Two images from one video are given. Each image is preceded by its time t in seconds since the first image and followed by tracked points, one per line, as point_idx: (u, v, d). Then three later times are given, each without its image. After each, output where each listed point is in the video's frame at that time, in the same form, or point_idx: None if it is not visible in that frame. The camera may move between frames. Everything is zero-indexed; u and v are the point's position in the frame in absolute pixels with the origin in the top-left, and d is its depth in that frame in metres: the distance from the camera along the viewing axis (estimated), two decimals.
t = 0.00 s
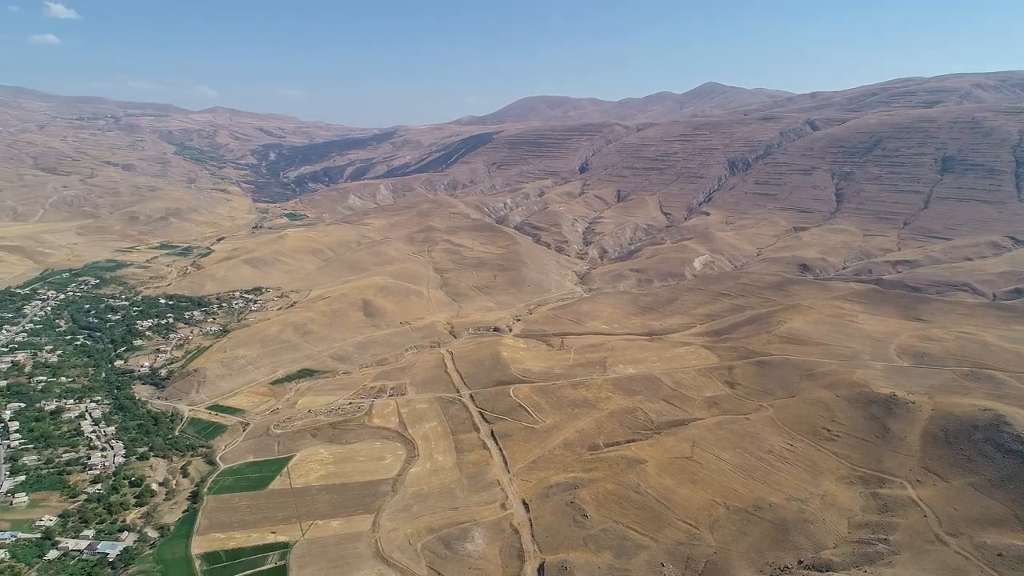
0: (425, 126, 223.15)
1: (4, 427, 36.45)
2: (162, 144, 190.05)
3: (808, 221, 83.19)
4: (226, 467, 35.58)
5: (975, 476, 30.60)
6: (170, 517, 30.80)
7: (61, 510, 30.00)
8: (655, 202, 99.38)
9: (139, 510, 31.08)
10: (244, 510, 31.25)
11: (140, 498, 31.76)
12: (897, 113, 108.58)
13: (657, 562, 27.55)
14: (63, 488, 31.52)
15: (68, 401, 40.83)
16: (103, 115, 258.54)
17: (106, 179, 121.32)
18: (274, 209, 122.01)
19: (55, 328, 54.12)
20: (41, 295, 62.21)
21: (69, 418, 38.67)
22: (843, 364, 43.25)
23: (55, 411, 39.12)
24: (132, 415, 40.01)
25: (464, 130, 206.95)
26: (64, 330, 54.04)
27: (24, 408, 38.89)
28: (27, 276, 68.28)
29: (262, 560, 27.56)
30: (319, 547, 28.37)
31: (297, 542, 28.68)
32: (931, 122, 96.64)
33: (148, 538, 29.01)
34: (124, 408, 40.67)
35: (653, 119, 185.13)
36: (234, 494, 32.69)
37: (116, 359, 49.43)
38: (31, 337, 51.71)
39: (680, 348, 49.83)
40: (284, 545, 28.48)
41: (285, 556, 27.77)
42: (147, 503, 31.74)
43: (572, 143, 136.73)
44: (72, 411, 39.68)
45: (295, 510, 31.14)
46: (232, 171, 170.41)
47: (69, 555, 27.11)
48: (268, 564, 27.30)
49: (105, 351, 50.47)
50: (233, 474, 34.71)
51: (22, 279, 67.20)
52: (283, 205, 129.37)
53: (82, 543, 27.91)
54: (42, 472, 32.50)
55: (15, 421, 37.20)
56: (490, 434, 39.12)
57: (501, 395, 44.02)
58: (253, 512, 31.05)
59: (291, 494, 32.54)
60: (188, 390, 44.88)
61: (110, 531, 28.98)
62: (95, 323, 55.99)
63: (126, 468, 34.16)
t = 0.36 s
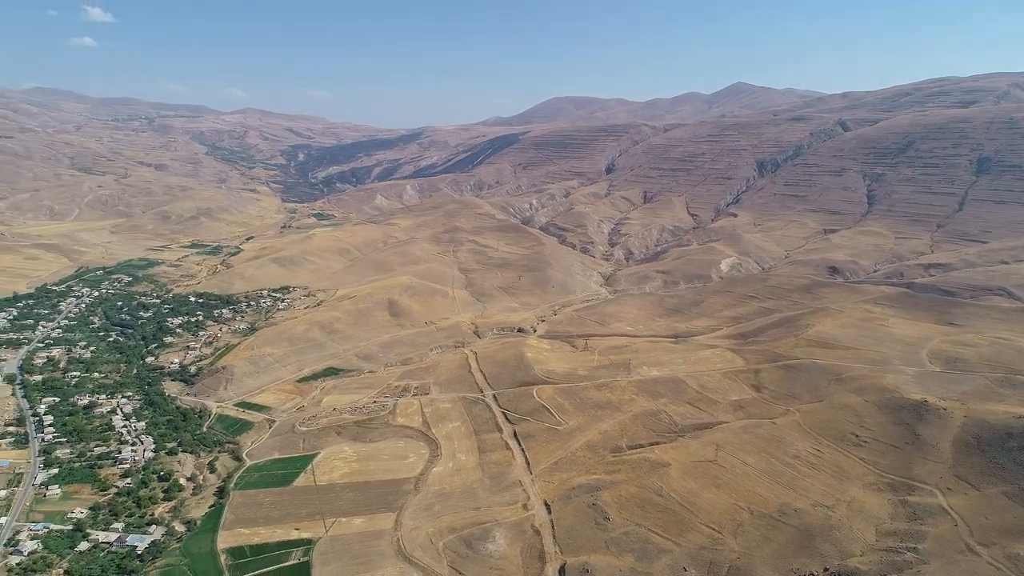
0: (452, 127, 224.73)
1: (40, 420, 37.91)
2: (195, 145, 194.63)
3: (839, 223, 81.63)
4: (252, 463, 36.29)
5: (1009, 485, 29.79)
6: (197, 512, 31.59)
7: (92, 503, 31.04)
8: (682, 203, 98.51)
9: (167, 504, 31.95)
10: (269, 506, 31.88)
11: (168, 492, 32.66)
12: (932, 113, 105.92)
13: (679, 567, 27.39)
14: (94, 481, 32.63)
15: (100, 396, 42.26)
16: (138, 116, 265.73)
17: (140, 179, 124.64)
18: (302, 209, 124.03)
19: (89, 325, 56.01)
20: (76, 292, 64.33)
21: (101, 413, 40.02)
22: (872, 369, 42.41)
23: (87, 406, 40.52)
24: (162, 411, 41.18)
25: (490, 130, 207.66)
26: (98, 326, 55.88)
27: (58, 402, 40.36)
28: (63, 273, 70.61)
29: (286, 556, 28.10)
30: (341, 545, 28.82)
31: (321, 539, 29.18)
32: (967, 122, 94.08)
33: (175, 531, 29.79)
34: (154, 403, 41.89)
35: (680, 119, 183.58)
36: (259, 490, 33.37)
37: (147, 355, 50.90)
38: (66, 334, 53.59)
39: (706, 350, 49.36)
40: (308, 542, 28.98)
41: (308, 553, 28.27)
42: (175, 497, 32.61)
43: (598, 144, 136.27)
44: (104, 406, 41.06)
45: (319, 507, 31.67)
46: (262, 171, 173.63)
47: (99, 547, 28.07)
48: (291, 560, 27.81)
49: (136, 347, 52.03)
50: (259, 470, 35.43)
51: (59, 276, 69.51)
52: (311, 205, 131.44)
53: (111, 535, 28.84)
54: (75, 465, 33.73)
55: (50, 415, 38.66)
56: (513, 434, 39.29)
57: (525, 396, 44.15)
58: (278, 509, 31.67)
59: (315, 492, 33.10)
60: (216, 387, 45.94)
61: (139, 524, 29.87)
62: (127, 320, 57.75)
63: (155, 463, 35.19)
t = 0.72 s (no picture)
0: (475, 128, 225.78)
1: (69, 415, 39.24)
2: (223, 146, 198.33)
3: (866, 225, 80.17)
4: (275, 460, 36.88)
5: None
6: (220, 508, 32.20)
7: (119, 497, 31.99)
8: (706, 204, 97.57)
9: (191, 500, 32.68)
10: (291, 503, 32.38)
11: (192, 488, 33.42)
12: (965, 113, 103.32)
13: (698, 571, 27.23)
14: (120, 476, 33.67)
15: (127, 392, 43.58)
16: (168, 117, 271.80)
17: (169, 179, 127.35)
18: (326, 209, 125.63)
19: (118, 322, 57.75)
20: (105, 290, 66.22)
21: (128, 409, 41.28)
22: (899, 373, 41.64)
23: (115, 402, 41.86)
24: (187, 407, 42.23)
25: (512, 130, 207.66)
26: (126, 324, 57.58)
27: (87, 398, 41.75)
28: (93, 271, 72.59)
29: (307, 552, 28.51)
30: (361, 542, 29.19)
31: (341, 536, 29.58)
32: (1000, 123, 91.69)
33: (199, 527, 30.40)
34: (179, 400, 43.01)
35: (705, 120, 181.90)
36: (281, 487, 33.88)
37: (173, 352, 52.20)
38: (95, 330, 55.32)
39: (729, 353, 48.89)
40: (328, 539, 29.39)
41: (328, 550, 28.67)
42: (199, 493, 33.36)
43: (621, 145, 135.61)
44: (131, 402, 42.33)
45: (340, 505, 32.11)
46: (287, 172, 176.19)
47: (124, 540, 28.86)
48: (312, 557, 28.21)
49: (163, 344, 53.43)
50: (282, 467, 35.98)
51: (89, 274, 71.47)
52: (335, 205, 133.05)
53: (137, 529, 29.62)
54: (103, 460, 34.86)
55: (79, 410, 39.99)
56: (533, 435, 39.40)
57: (545, 397, 44.20)
58: (299, 506, 32.14)
59: (336, 489, 33.54)
60: (241, 384, 46.81)
61: (164, 519, 30.61)
62: (155, 317, 59.35)
63: (180, 459, 36.12)
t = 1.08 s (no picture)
0: (501, 129, 226.38)
1: (100, 410, 40.53)
2: (253, 146, 202.06)
3: (898, 227, 78.43)
4: (299, 457, 37.51)
5: None
6: (245, 503, 32.91)
7: (147, 492, 32.94)
8: (733, 206, 96.42)
9: (217, 495, 33.47)
10: (314, 500, 32.95)
11: (218, 484, 34.23)
12: (1002, 112, 100.23)
13: None
14: (149, 470, 34.68)
15: (157, 388, 44.85)
16: (199, 118, 277.86)
17: (199, 179, 130.22)
18: (353, 209, 127.26)
19: (148, 319, 59.40)
20: (137, 288, 68.11)
21: (157, 405, 42.46)
22: (930, 378, 40.73)
23: (145, 398, 43.12)
24: (214, 404, 43.27)
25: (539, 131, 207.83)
26: (156, 321, 59.20)
27: (118, 393, 43.10)
28: (126, 269, 74.68)
29: (330, 549, 29.01)
30: (383, 540, 29.59)
31: (363, 534, 30.04)
32: None
33: (224, 522, 31.12)
34: (206, 397, 44.11)
35: (733, 120, 179.70)
36: (305, 484, 34.50)
37: (202, 349, 53.50)
38: (127, 327, 57.02)
39: (754, 356, 48.34)
40: (350, 537, 29.87)
41: (350, 547, 29.15)
42: (225, 488, 34.15)
43: (646, 146, 134.63)
44: (160, 398, 43.56)
45: (362, 503, 32.58)
46: (315, 172, 178.81)
47: (152, 534, 29.72)
48: (334, 554, 28.72)
49: (191, 342, 54.82)
50: (306, 464, 36.61)
51: (122, 272, 73.54)
52: (362, 205, 134.62)
53: (164, 523, 30.45)
54: (132, 455, 35.94)
55: (110, 405, 41.27)
56: (555, 437, 39.46)
57: (568, 398, 44.22)
58: (322, 503, 32.70)
59: (359, 487, 34.03)
60: (267, 381, 47.74)
61: (190, 514, 31.42)
62: (184, 315, 60.88)
63: (207, 455, 37.04)
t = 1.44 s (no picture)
0: (526, 130, 226.64)
1: (129, 405, 41.65)
2: (281, 147, 205.44)
3: (929, 229, 76.65)
4: (322, 455, 38.06)
5: None
6: (268, 499, 33.54)
7: (173, 486, 33.77)
8: (760, 207, 95.20)
9: (241, 491, 34.17)
10: (336, 497, 33.45)
11: (242, 480, 34.94)
12: None
13: None
14: (175, 465, 35.56)
15: (184, 385, 45.98)
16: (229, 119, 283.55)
17: (228, 179, 132.85)
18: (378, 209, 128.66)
19: (176, 317, 60.87)
20: (166, 286, 69.82)
21: (184, 401, 43.52)
22: (961, 383, 39.82)
23: (172, 394, 44.22)
24: (240, 401, 44.20)
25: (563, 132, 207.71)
26: (184, 319, 60.64)
27: (147, 389, 44.27)
28: (156, 267, 76.58)
29: (351, 547, 29.47)
30: (404, 539, 29.96)
31: (384, 532, 30.43)
32: None
33: (248, 517, 31.75)
34: (232, 394, 45.08)
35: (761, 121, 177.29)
36: (328, 481, 35.03)
37: (228, 347, 54.68)
38: (156, 324, 58.51)
39: (780, 359, 47.73)
40: (372, 535, 30.28)
41: (371, 545, 29.55)
42: (249, 484, 34.84)
43: (672, 147, 133.57)
44: (187, 394, 44.64)
45: (384, 501, 32.97)
46: (341, 172, 181.12)
47: (177, 528, 30.46)
48: (356, 551, 29.16)
49: (218, 339, 56.05)
50: (329, 462, 37.16)
51: (152, 270, 75.43)
52: (387, 205, 136.03)
53: (189, 517, 31.20)
54: (159, 450, 36.86)
55: (138, 401, 42.39)
56: (576, 438, 39.47)
57: (590, 400, 44.17)
58: (344, 501, 33.19)
59: (380, 486, 34.46)
60: (292, 379, 48.59)
61: (215, 509, 32.13)
62: (211, 313, 62.26)
63: (232, 451, 37.84)
